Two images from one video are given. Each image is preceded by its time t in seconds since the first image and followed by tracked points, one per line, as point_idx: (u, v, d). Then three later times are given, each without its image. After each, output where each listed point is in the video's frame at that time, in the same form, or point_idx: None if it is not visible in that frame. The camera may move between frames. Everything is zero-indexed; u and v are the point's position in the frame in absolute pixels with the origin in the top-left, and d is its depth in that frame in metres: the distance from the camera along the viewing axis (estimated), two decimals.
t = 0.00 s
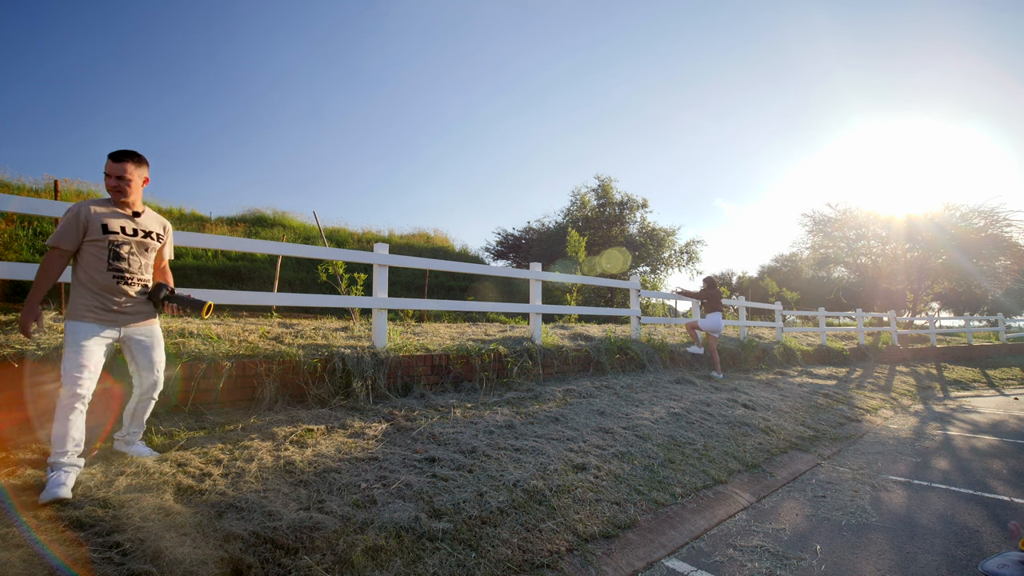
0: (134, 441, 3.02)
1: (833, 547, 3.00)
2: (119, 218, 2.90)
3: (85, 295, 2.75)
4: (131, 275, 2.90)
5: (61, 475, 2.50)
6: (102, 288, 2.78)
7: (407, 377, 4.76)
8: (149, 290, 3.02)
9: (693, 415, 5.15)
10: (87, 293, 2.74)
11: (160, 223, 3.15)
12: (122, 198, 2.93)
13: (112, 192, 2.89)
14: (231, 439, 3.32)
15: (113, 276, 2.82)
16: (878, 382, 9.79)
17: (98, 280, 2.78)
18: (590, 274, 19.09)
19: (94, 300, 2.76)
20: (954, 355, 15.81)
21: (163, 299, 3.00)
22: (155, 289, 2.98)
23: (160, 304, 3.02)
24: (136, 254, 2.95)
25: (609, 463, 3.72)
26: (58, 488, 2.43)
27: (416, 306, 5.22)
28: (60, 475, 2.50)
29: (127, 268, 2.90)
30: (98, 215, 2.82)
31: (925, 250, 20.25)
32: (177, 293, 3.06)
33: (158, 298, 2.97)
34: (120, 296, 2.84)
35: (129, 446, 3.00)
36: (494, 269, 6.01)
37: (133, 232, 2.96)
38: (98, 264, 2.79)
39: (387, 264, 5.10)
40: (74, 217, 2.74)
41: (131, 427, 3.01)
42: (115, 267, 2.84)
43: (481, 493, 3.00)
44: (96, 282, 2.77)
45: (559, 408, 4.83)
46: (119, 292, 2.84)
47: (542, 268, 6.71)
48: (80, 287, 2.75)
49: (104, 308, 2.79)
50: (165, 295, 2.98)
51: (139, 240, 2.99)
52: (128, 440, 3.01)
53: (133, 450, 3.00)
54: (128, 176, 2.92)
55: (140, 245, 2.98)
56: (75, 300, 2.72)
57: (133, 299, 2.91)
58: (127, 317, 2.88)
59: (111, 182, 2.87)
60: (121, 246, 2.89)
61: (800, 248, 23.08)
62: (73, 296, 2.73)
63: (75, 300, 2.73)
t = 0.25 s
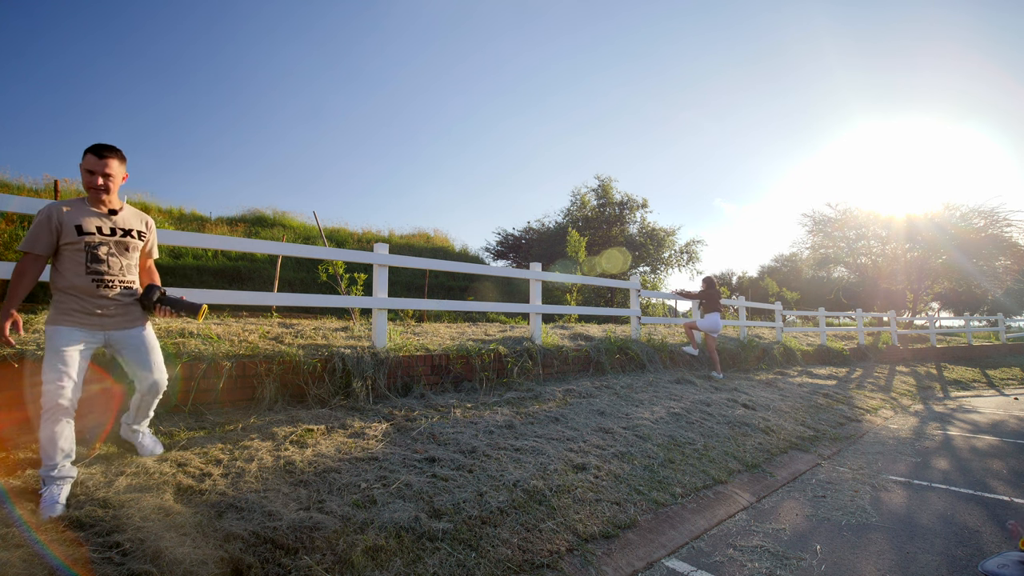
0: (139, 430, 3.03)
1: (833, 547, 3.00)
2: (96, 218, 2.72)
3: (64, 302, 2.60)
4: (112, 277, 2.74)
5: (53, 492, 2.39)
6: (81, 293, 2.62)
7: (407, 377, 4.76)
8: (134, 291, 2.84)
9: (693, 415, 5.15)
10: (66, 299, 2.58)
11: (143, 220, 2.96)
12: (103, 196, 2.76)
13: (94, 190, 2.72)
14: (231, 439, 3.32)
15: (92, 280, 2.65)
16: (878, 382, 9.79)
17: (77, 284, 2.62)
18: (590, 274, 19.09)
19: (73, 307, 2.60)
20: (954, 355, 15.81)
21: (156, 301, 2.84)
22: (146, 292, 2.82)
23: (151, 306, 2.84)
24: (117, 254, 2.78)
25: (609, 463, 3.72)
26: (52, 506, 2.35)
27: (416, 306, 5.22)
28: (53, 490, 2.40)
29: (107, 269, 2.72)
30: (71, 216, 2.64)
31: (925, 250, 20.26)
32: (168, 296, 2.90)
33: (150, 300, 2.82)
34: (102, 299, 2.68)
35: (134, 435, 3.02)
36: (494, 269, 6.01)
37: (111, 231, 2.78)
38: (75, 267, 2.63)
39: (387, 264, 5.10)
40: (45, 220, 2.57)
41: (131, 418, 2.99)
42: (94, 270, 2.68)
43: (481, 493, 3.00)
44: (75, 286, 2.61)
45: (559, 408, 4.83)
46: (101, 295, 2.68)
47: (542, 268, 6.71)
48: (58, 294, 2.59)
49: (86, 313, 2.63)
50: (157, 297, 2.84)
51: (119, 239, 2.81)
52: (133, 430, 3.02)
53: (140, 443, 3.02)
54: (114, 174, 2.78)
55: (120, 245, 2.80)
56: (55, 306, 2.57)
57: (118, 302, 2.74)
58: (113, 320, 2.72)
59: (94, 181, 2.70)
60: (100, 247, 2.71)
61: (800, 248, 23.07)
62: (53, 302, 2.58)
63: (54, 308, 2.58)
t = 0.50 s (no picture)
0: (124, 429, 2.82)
1: (833, 547, 3.00)
2: (91, 213, 2.70)
3: (63, 298, 2.56)
4: (112, 272, 2.71)
5: (52, 493, 2.38)
6: (81, 288, 2.59)
7: (407, 377, 4.76)
8: (135, 287, 2.81)
9: (693, 415, 5.15)
10: (65, 295, 2.55)
11: (139, 215, 2.94)
12: (101, 190, 2.75)
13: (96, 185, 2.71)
14: (231, 439, 3.32)
15: (90, 275, 2.62)
16: (878, 382, 9.79)
17: (76, 280, 2.59)
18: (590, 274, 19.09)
19: (72, 302, 2.56)
20: (954, 355, 15.81)
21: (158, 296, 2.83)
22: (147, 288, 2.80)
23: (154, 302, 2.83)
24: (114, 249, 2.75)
25: (609, 463, 3.73)
26: (51, 509, 2.33)
27: (416, 306, 5.22)
28: (52, 492, 2.38)
29: (105, 264, 2.69)
30: (66, 211, 2.62)
31: (925, 250, 20.26)
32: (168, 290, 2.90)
33: (152, 295, 2.79)
34: (103, 294, 2.64)
35: (116, 435, 2.81)
36: (494, 269, 6.01)
37: (108, 226, 2.76)
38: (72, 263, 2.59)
39: (387, 264, 5.10)
40: (39, 217, 2.53)
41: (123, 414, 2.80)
42: (93, 265, 2.65)
43: (481, 493, 3.00)
44: (74, 282, 2.58)
45: (559, 408, 4.83)
46: (101, 290, 2.64)
47: (542, 268, 6.70)
48: (58, 291, 2.56)
49: (86, 309, 2.59)
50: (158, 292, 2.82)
51: (115, 234, 2.78)
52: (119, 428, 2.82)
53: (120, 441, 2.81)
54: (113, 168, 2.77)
55: (116, 240, 2.78)
56: (55, 303, 2.54)
57: (119, 297, 2.71)
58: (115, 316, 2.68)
59: (99, 176, 2.71)
60: (97, 242, 2.69)
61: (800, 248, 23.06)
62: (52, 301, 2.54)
63: (53, 305, 2.54)
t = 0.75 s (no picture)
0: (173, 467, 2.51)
1: (833, 547, 3.00)
2: (106, 219, 2.60)
3: (77, 307, 2.49)
4: (126, 279, 2.62)
5: (52, 494, 2.35)
6: (95, 297, 2.51)
7: (407, 377, 4.76)
8: (151, 293, 2.72)
9: (693, 415, 5.15)
10: (81, 303, 2.48)
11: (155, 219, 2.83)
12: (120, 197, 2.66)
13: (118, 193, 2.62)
14: (231, 440, 3.32)
15: (105, 283, 2.54)
16: (878, 382, 9.79)
17: (91, 288, 2.51)
18: (590, 274, 19.09)
19: (87, 312, 2.50)
20: (954, 355, 15.80)
21: (176, 303, 2.75)
22: (163, 295, 2.72)
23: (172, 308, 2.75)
24: (129, 254, 2.65)
25: (609, 463, 3.73)
26: (50, 509, 2.31)
27: (416, 306, 5.21)
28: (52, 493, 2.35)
29: (120, 271, 2.61)
30: (80, 217, 2.53)
31: (925, 250, 20.26)
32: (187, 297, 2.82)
33: (169, 303, 2.72)
34: (117, 302, 2.56)
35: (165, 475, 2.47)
36: (494, 269, 6.01)
37: (122, 231, 2.65)
38: (87, 271, 2.52)
39: (387, 264, 5.10)
40: (51, 225, 2.45)
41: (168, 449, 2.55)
42: (107, 272, 2.56)
43: (481, 493, 3.00)
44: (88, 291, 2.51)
45: (559, 408, 4.83)
46: (116, 298, 2.56)
47: (542, 268, 6.70)
48: (72, 299, 2.49)
49: (100, 318, 2.52)
50: (176, 299, 2.75)
51: (130, 239, 2.68)
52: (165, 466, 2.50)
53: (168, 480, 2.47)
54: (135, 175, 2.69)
55: (132, 244, 2.68)
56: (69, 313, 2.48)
57: (135, 305, 2.63)
58: (132, 324, 2.61)
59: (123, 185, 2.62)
60: (111, 249, 2.59)
61: (800, 248, 23.05)
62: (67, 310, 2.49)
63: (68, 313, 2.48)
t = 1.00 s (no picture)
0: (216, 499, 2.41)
1: (833, 547, 3.00)
2: (160, 239, 2.52)
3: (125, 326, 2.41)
4: (177, 301, 2.53)
5: (52, 497, 2.33)
6: (144, 319, 2.43)
7: (407, 377, 4.76)
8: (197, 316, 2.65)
9: (693, 415, 5.15)
10: (129, 324, 2.39)
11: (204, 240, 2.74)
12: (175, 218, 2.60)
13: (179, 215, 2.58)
14: (231, 440, 3.32)
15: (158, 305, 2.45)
16: (878, 382, 9.79)
17: (141, 310, 2.42)
18: (590, 274, 19.08)
19: (135, 332, 2.41)
20: (954, 355, 15.80)
21: (224, 323, 2.79)
22: (213, 314, 2.75)
23: (220, 329, 2.79)
24: (181, 276, 2.56)
25: (609, 463, 3.73)
26: (49, 511, 2.30)
27: (416, 306, 5.22)
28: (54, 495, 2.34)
29: (171, 293, 2.52)
30: (136, 234, 2.44)
31: (925, 250, 20.26)
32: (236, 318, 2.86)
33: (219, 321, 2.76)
34: (166, 325, 2.48)
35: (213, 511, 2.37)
36: (494, 269, 6.01)
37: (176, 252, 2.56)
38: (139, 292, 2.43)
39: (387, 264, 5.10)
40: (106, 241, 2.37)
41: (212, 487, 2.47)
42: (158, 294, 2.47)
43: (481, 493, 3.00)
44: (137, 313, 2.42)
45: (559, 408, 4.83)
46: (164, 321, 2.47)
47: (542, 268, 6.70)
48: (120, 320, 2.41)
49: (147, 341, 2.43)
50: (225, 318, 2.78)
51: (183, 260, 2.59)
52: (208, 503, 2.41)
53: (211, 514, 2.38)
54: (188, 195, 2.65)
55: (184, 264, 2.59)
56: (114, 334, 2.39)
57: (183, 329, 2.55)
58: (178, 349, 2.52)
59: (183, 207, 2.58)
60: (164, 270, 2.50)
61: (800, 248, 23.03)
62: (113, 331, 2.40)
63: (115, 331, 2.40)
